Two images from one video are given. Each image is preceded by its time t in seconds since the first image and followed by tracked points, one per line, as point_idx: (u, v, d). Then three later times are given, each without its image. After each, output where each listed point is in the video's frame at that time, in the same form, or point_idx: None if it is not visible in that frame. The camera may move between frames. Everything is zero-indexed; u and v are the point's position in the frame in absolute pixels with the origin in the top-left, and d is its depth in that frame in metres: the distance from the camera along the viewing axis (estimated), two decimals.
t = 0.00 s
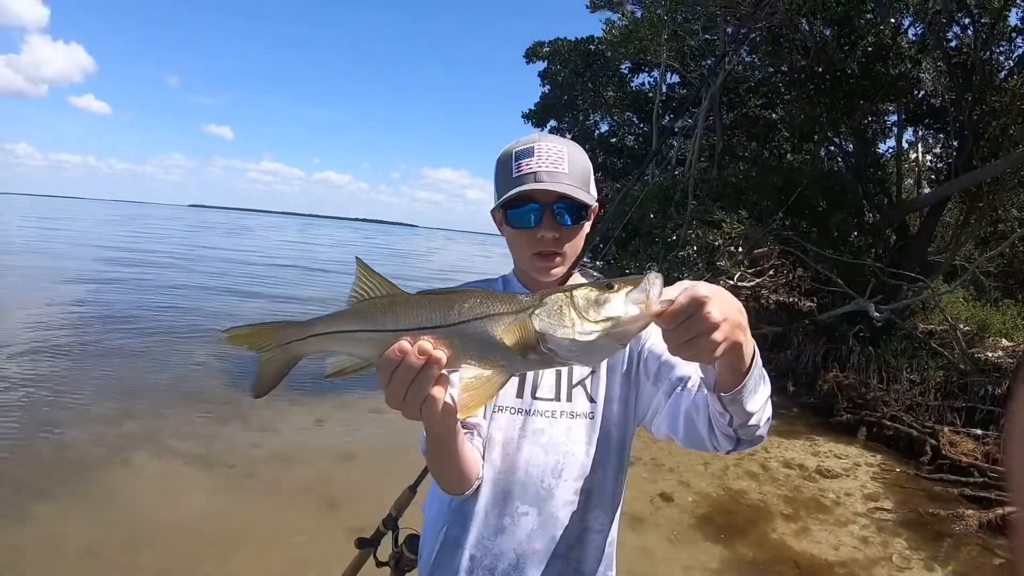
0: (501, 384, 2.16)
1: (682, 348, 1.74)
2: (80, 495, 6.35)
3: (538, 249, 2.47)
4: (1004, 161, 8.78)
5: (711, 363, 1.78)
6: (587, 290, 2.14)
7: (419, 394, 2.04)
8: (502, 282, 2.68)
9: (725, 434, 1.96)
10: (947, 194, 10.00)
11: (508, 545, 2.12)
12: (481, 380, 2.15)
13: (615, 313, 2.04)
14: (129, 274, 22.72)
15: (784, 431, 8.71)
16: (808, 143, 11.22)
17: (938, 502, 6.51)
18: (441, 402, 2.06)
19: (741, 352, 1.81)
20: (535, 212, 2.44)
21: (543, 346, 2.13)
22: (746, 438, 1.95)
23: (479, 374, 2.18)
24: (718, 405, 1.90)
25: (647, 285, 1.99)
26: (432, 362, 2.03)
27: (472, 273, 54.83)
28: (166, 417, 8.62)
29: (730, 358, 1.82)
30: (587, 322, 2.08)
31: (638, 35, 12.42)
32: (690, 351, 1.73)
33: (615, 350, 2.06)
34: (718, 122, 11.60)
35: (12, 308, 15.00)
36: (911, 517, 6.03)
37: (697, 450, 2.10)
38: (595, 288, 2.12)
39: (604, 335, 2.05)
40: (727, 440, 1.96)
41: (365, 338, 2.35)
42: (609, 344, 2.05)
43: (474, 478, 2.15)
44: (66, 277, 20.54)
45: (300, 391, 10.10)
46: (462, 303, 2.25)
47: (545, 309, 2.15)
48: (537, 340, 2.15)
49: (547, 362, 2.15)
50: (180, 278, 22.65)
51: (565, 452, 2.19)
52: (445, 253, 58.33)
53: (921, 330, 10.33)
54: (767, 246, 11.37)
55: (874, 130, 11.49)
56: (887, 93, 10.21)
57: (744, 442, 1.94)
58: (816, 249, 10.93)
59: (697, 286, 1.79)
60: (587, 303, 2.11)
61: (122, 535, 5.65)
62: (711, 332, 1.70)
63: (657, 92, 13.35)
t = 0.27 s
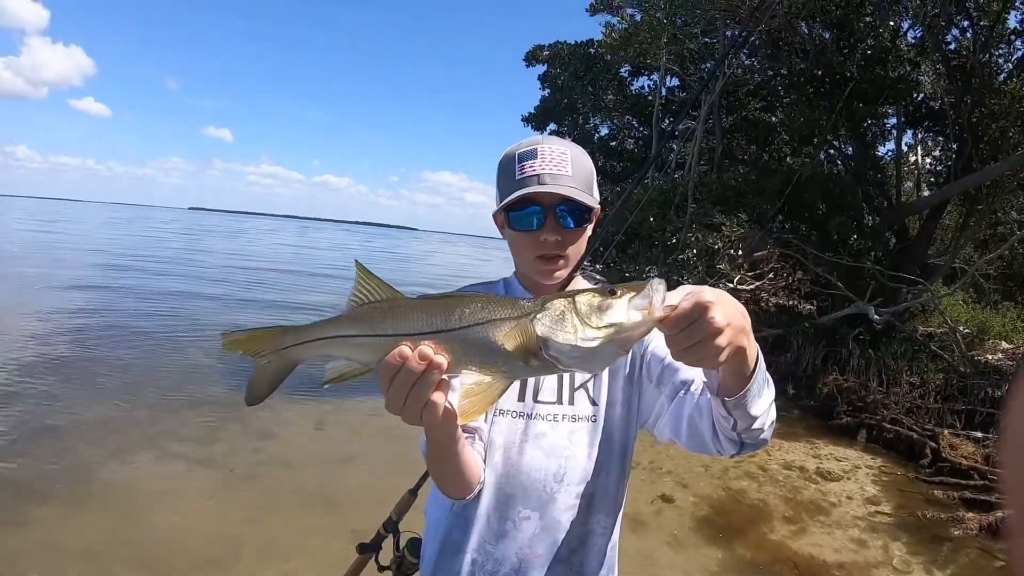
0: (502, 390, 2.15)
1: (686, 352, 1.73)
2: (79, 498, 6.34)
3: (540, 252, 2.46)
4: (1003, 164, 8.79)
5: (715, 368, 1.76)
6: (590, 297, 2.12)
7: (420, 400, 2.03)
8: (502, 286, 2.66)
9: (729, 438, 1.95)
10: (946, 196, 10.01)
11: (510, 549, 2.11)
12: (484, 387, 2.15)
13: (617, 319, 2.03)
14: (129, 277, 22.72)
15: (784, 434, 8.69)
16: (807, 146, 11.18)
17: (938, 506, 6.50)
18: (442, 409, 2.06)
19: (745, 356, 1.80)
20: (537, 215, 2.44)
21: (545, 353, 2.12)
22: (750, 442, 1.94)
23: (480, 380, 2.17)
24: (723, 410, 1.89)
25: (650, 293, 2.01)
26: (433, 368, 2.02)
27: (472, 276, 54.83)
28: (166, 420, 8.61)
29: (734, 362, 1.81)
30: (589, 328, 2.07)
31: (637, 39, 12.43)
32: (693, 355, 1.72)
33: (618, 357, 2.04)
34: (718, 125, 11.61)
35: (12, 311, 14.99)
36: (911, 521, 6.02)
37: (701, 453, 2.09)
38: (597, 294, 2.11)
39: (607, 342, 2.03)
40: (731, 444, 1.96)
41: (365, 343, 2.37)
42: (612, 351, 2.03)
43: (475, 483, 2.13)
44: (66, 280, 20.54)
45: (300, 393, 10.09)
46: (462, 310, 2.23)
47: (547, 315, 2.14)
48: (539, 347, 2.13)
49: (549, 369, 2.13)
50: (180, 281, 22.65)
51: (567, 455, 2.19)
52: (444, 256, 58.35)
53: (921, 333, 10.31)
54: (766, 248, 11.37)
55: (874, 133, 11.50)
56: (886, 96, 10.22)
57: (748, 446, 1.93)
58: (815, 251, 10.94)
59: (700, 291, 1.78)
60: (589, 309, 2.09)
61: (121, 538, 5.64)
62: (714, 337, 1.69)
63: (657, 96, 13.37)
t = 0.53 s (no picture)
0: (502, 406, 2.13)
1: (676, 353, 1.75)
2: (77, 499, 6.33)
3: (545, 252, 2.45)
4: (1001, 168, 8.81)
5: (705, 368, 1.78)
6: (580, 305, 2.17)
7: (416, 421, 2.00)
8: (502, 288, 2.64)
9: (729, 445, 1.95)
10: (945, 201, 10.02)
11: (507, 554, 2.11)
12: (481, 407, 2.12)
13: (611, 324, 2.09)
14: (128, 278, 22.70)
15: (783, 437, 8.69)
16: (806, 150, 11.16)
17: (937, 509, 6.49)
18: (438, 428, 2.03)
19: (736, 357, 1.82)
20: (545, 215, 2.43)
21: (541, 363, 2.13)
22: (750, 447, 1.95)
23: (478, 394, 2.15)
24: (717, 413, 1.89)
25: (640, 295, 2.04)
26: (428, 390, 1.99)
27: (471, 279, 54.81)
28: (163, 421, 8.59)
29: (725, 363, 1.82)
30: (584, 335, 2.12)
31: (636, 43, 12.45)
32: (684, 357, 1.74)
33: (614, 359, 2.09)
34: (717, 129, 11.63)
35: (10, 312, 14.97)
36: (909, 524, 6.01)
37: (701, 459, 2.09)
38: (588, 301, 2.16)
39: (601, 348, 2.09)
40: (731, 450, 1.96)
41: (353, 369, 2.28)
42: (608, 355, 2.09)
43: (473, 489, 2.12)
44: (64, 280, 20.53)
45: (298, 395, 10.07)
46: (452, 328, 2.21)
47: (539, 327, 2.17)
48: (534, 359, 2.14)
49: (545, 379, 2.14)
50: (178, 283, 22.61)
51: (566, 460, 2.18)
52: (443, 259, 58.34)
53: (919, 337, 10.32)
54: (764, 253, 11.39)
55: (873, 137, 11.52)
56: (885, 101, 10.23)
57: (748, 451, 1.94)
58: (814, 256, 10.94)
59: (689, 291, 1.80)
60: (581, 316, 2.14)
61: (119, 539, 5.63)
62: (704, 336, 1.71)
63: (657, 99, 13.38)
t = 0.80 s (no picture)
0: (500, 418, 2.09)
1: (635, 329, 1.82)
2: (72, 499, 6.30)
3: (554, 248, 2.44)
4: (999, 173, 8.82)
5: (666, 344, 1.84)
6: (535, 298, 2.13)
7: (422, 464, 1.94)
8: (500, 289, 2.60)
9: (728, 438, 1.96)
10: (943, 205, 10.03)
11: (504, 556, 2.12)
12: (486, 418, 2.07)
13: (577, 308, 2.06)
14: (126, 278, 22.67)
15: (780, 440, 8.69)
16: (805, 153, 11.16)
17: (934, 512, 6.49)
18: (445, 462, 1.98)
19: (698, 334, 1.87)
20: (559, 210, 2.43)
21: (518, 365, 2.09)
22: (749, 439, 1.97)
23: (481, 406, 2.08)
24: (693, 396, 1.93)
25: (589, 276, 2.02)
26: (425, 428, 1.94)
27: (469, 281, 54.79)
28: (159, 421, 8.56)
29: (688, 340, 1.87)
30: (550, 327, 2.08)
31: (636, 45, 12.46)
32: (640, 335, 1.82)
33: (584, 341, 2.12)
34: (716, 132, 11.64)
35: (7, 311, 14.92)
36: (906, 527, 6.02)
37: (702, 455, 2.10)
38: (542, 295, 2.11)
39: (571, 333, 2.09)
40: (730, 444, 1.97)
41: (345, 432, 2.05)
42: (575, 338, 2.10)
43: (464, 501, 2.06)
44: (62, 280, 20.48)
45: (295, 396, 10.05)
46: (426, 357, 2.09)
47: (507, 327, 2.11)
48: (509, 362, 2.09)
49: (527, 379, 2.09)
50: (176, 283, 22.58)
51: (563, 462, 2.17)
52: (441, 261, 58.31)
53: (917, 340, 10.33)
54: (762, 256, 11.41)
55: (872, 141, 11.54)
56: (884, 104, 10.24)
57: (747, 443, 1.95)
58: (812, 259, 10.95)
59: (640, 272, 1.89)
60: (541, 309, 2.09)
61: (114, 540, 5.61)
62: (657, 308, 1.79)
63: (656, 102, 13.40)
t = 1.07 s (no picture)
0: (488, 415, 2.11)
1: (613, 325, 1.89)
2: (72, 497, 6.31)
3: (563, 241, 2.43)
4: (1000, 174, 8.82)
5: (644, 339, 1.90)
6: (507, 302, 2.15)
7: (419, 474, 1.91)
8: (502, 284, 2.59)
9: (727, 435, 2.00)
10: (943, 206, 10.03)
11: (504, 556, 2.12)
12: (474, 417, 2.09)
13: (550, 304, 2.09)
14: (127, 276, 22.69)
15: (780, 441, 8.69)
16: (806, 154, 11.16)
17: (933, 513, 6.49)
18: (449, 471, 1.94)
19: (674, 326, 1.93)
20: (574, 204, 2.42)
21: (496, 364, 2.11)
22: (746, 435, 2.01)
23: (466, 407, 2.10)
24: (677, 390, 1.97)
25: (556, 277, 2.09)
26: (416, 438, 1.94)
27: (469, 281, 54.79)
28: (159, 420, 8.55)
29: (666, 335, 1.95)
30: (524, 325, 2.10)
31: (636, 46, 12.49)
32: (616, 327, 1.88)
33: (561, 338, 2.10)
34: (717, 132, 11.64)
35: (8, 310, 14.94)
36: (905, 527, 6.02)
37: (701, 452, 2.14)
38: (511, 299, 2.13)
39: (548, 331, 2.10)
40: (729, 440, 2.01)
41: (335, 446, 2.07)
42: (552, 336, 2.10)
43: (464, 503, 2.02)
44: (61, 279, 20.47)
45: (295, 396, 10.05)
46: (403, 367, 2.12)
47: (483, 332, 2.13)
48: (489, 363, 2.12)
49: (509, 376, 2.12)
50: (176, 282, 22.58)
51: (564, 463, 2.17)
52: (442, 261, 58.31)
53: (917, 341, 10.34)
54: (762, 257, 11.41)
55: (872, 142, 11.54)
56: (885, 105, 10.24)
57: (744, 439, 2.00)
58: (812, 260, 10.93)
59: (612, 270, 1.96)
60: (514, 309, 2.11)
61: (114, 538, 5.62)
62: (632, 305, 1.86)
63: (657, 103, 13.39)
